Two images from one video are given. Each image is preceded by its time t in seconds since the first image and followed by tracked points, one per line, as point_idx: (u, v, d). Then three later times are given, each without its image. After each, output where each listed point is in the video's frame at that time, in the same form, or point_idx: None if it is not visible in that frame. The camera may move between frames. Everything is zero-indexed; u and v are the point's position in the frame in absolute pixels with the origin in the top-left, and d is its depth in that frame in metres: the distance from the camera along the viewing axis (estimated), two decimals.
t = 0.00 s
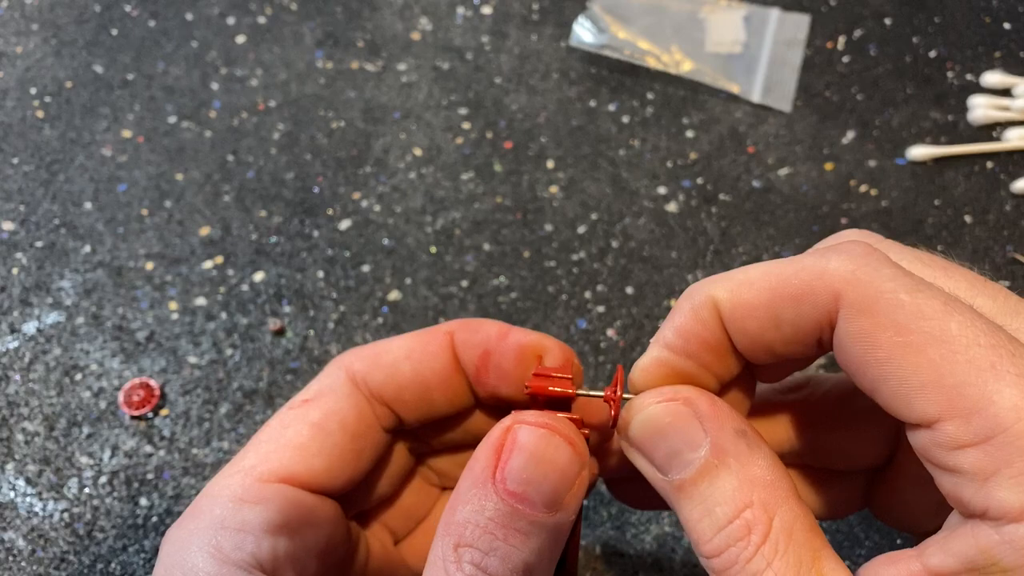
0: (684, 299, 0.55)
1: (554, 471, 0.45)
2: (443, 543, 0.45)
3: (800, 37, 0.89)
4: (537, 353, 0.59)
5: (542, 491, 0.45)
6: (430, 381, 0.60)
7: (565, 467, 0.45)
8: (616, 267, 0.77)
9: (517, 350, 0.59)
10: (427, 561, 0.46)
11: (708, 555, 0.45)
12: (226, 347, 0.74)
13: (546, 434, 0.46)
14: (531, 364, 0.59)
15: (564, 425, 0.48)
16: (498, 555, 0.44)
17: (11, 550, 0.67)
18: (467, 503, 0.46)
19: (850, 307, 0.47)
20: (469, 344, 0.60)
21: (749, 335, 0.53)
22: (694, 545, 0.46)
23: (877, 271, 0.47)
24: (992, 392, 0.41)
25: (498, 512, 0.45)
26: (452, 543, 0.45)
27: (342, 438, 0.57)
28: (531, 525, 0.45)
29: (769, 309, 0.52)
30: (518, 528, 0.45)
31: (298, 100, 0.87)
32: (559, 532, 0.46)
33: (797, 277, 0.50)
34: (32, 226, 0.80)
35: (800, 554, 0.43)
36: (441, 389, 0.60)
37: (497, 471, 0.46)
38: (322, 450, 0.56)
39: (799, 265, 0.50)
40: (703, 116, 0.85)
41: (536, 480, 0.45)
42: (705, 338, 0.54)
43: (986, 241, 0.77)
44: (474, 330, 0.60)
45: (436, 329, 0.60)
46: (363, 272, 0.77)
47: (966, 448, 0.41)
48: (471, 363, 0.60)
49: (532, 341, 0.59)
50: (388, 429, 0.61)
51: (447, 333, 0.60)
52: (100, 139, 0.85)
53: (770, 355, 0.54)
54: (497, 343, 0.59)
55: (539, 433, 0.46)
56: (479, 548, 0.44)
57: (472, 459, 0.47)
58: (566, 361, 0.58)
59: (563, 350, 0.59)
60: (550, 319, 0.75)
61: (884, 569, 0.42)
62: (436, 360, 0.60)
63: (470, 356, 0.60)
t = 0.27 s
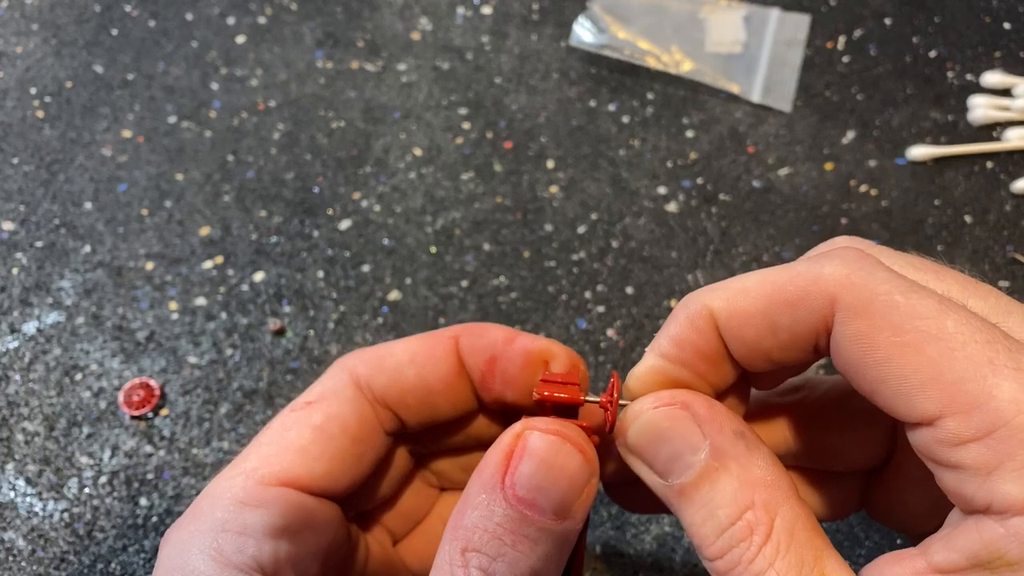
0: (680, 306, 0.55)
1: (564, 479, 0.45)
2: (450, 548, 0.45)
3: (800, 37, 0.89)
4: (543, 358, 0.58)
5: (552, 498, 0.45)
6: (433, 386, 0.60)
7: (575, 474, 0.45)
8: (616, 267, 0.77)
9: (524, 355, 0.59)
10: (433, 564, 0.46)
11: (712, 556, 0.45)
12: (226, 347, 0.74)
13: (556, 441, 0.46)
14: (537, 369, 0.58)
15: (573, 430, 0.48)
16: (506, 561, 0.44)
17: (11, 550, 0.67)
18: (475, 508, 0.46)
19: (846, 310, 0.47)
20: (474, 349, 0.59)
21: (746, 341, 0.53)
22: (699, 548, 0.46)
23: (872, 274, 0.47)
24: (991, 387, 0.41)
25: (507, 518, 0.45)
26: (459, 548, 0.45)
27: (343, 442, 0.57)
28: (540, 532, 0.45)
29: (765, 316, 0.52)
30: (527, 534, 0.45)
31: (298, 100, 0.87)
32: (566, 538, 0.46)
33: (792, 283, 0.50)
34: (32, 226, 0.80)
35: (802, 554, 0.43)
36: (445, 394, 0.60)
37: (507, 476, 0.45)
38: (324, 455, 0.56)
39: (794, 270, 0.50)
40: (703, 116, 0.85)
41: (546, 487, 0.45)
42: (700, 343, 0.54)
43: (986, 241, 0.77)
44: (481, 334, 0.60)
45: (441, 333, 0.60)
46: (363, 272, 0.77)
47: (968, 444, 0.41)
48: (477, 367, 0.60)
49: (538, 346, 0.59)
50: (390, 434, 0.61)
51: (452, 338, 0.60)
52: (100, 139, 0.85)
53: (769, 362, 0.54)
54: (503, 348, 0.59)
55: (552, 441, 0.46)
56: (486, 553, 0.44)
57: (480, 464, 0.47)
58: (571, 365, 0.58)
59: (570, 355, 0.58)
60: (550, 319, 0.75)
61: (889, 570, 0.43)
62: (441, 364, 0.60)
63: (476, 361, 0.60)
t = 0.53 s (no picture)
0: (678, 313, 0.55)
1: (571, 484, 0.45)
2: (455, 548, 0.46)
3: (800, 37, 0.89)
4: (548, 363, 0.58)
5: (560, 503, 0.44)
6: (434, 390, 0.59)
7: (581, 480, 0.45)
8: (616, 267, 0.77)
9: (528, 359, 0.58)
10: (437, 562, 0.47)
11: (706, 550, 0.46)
12: (226, 347, 0.74)
13: (565, 447, 0.45)
14: (543, 374, 0.58)
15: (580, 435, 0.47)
16: (511, 563, 0.44)
17: (11, 550, 0.67)
18: (482, 509, 0.46)
19: (842, 309, 0.47)
20: (480, 354, 0.59)
21: (746, 349, 0.53)
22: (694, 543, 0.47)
23: (867, 270, 0.47)
24: (987, 380, 0.41)
25: (514, 520, 0.45)
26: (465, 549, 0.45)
27: (343, 446, 0.57)
28: (546, 535, 0.45)
29: (766, 322, 0.51)
30: (533, 537, 0.45)
31: (298, 100, 0.87)
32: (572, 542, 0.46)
33: (790, 285, 0.50)
34: (32, 226, 0.80)
35: (791, 541, 0.44)
36: (447, 398, 0.60)
37: (514, 480, 0.45)
38: (323, 457, 0.56)
39: (790, 272, 0.50)
40: (702, 116, 0.85)
41: (554, 491, 0.44)
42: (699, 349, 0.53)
43: (986, 241, 0.77)
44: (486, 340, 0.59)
45: (444, 338, 0.59)
46: (363, 272, 0.77)
47: (964, 437, 0.42)
48: (482, 372, 0.59)
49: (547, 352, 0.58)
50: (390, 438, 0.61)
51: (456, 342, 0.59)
52: (100, 139, 0.85)
53: (772, 368, 0.54)
54: (509, 353, 0.58)
55: (561, 445, 0.45)
56: (492, 554, 0.45)
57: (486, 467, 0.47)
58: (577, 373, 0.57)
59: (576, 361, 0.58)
60: (550, 319, 0.75)
61: (880, 559, 0.44)
62: (444, 369, 0.59)
63: (480, 366, 0.59)
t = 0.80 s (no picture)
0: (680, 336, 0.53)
1: (574, 489, 0.44)
2: (461, 552, 0.46)
3: (800, 37, 0.89)
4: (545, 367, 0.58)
5: (562, 509, 0.44)
6: (434, 391, 0.60)
7: (583, 484, 0.44)
8: (616, 267, 0.77)
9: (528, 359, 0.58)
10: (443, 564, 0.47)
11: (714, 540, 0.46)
12: (226, 347, 0.74)
13: (566, 450, 0.44)
14: (540, 373, 0.58)
15: (580, 437, 0.46)
16: (516, 568, 0.44)
17: (11, 550, 0.67)
18: (486, 514, 0.45)
19: (862, 312, 0.48)
20: (479, 355, 0.59)
21: (758, 368, 0.51)
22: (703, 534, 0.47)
23: (879, 271, 0.48)
24: (1009, 366, 0.43)
25: (519, 528, 0.44)
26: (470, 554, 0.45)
27: (345, 448, 0.57)
28: (550, 540, 0.44)
29: (775, 337, 0.50)
30: (538, 543, 0.44)
31: (298, 100, 0.87)
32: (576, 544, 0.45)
33: (800, 295, 0.50)
34: (32, 226, 0.80)
35: (797, 523, 0.45)
36: (447, 399, 0.60)
37: (517, 486, 0.44)
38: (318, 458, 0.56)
39: (798, 283, 0.50)
40: (703, 116, 0.85)
41: (557, 498, 0.44)
42: (707, 369, 0.52)
43: (986, 241, 0.77)
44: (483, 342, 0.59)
45: (441, 339, 0.60)
46: (363, 272, 0.77)
47: (989, 424, 0.43)
48: (481, 372, 0.59)
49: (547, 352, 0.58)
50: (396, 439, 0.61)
51: (455, 342, 0.60)
52: (100, 139, 0.85)
53: (787, 385, 0.53)
54: (507, 352, 0.58)
55: (564, 450, 0.44)
56: (497, 560, 0.44)
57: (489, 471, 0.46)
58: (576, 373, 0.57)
59: (574, 358, 0.58)
60: (550, 319, 0.75)
61: (899, 531, 0.46)
62: (444, 369, 0.59)
63: (478, 367, 0.59)
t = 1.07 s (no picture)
0: (699, 262, 0.54)
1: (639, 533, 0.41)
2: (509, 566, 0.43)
3: (800, 37, 0.89)
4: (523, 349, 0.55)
5: (620, 547, 0.41)
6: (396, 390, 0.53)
7: (651, 530, 0.42)
8: (616, 266, 0.77)
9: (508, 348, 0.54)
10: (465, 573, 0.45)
11: (757, 490, 0.45)
12: (226, 348, 0.74)
13: (647, 496, 0.41)
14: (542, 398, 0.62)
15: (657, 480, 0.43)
16: None
17: (11, 550, 0.67)
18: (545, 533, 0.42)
19: (884, 250, 0.51)
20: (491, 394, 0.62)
21: (773, 290, 0.53)
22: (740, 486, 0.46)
23: (896, 214, 0.51)
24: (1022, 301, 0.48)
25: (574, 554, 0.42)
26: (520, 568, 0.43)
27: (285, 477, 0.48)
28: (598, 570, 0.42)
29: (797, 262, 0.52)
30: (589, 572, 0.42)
31: (298, 100, 0.87)
32: None
33: (823, 227, 0.52)
34: (32, 226, 0.80)
35: (842, 467, 0.44)
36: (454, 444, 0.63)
37: (584, 514, 0.41)
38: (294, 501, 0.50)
39: (822, 215, 0.52)
40: (703, 116, 0.85)
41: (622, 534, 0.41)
42: (730, 292, 0.52)
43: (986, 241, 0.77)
44: (451, 329, 0.54)
45: (404, 335, 0.53)
46: (363, 272, 0.77)
47: (1007, 352, 0.48)
48: (457, 370, 0.55)
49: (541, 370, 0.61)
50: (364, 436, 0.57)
51: (418, 346, 0.53)
52: (100, 139, 0.85)
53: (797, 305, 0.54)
54: (483, 347, 0.54)
55: (640, 491, 0.41)
56: None
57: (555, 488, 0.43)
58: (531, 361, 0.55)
59: (555, 327, 0.56)
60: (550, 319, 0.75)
61: (920, 481, 0.48)
62: (411, 375, 0.53)
63: (452, 367, 0.54)
